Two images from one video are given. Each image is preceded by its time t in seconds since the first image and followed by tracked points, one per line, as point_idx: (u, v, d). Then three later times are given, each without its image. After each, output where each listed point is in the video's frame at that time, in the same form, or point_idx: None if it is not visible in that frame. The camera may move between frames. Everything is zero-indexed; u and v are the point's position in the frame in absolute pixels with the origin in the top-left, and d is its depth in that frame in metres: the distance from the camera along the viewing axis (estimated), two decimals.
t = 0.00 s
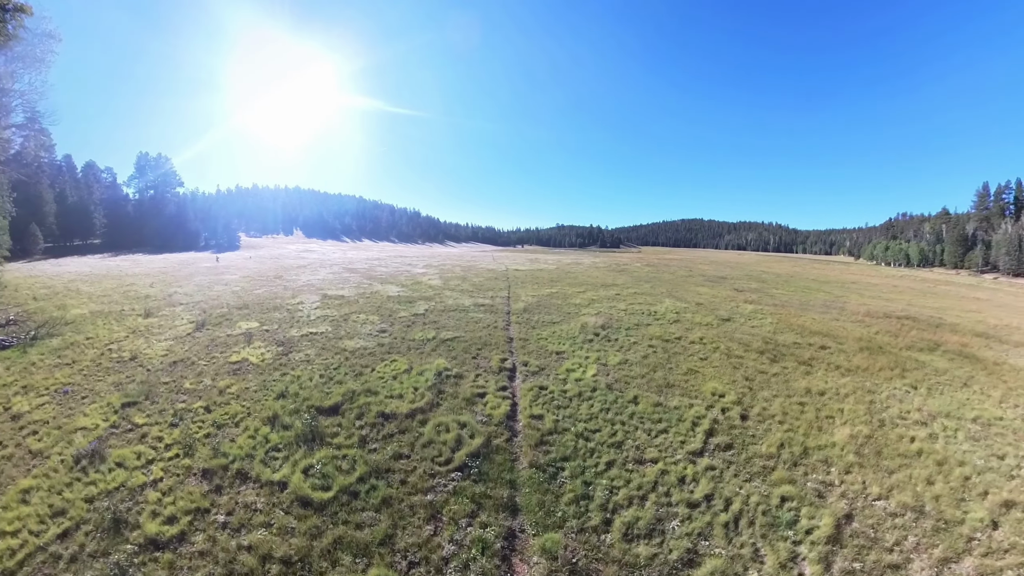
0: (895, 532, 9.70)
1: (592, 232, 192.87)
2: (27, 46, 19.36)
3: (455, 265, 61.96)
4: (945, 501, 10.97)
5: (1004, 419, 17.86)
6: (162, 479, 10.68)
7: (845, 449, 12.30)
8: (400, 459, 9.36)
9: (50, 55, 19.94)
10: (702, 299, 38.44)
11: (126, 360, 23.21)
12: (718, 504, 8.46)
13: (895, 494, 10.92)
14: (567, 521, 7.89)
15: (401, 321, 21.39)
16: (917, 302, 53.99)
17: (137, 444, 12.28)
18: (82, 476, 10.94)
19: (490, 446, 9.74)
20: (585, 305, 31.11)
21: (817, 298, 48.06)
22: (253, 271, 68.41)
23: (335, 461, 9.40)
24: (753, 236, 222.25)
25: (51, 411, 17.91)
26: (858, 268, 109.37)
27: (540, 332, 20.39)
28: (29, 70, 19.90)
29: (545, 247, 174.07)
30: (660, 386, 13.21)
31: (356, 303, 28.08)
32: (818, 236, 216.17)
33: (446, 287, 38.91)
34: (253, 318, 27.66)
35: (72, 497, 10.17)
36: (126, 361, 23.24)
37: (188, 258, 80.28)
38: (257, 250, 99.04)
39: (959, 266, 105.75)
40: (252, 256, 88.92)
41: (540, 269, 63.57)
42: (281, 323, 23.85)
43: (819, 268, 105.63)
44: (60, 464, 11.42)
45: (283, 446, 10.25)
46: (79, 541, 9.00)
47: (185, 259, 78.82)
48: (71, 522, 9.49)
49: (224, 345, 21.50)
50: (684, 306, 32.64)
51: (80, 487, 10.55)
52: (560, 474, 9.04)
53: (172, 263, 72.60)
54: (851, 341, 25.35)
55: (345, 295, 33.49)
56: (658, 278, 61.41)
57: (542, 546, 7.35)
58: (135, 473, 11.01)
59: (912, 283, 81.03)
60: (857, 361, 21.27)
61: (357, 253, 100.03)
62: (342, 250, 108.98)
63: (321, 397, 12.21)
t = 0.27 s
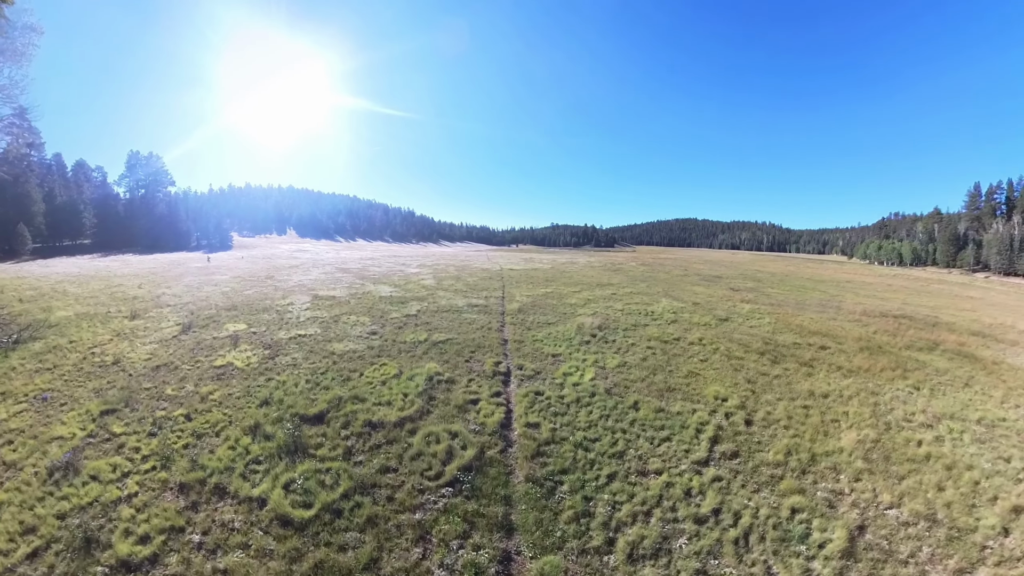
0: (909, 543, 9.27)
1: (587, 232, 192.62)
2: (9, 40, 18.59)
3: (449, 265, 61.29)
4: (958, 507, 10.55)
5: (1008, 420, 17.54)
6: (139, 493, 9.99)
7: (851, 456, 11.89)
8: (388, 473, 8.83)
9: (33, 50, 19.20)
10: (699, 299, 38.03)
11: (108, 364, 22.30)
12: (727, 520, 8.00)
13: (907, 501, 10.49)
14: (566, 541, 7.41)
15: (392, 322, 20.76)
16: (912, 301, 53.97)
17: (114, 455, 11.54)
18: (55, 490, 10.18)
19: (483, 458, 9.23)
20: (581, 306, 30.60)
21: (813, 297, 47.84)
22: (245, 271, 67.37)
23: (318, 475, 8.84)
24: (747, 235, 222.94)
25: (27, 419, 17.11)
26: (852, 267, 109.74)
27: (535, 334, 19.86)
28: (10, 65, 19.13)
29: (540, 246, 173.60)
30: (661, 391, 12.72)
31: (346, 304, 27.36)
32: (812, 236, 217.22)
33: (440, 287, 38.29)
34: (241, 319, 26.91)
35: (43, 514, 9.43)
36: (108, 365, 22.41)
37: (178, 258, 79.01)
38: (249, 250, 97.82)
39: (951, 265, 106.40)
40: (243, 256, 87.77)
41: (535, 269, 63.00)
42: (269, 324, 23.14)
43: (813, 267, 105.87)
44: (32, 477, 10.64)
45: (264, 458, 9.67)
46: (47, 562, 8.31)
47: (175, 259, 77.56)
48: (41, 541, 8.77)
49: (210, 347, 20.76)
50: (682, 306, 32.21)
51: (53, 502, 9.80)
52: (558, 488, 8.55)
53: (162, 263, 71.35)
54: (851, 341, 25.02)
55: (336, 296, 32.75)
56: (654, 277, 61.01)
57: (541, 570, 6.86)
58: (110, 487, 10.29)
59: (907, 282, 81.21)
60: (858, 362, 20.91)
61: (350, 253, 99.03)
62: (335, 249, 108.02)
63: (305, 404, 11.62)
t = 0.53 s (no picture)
0: (923, 556, 8.83)
1: (582, 231, 192.38)
2: None
3: (443, 265, 60.64)
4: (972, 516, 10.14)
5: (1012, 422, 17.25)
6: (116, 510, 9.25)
7: (856, 464, 11.51)
8: (374, 490, 8.32)
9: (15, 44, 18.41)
10: (696, 299, 37.61)
11: (90, 368, 21.33)
12: (736, 538, 7.56)
13: (918, 511, 10.07)
14: (566, 566, 6.95)
15: (384, 324, 20.15)
16: (906, 300, 54.03)
17: (91, 467, 10.75)
18: (26, 506, 9.39)
19: (476, 473, 8.74)
20: (576, 306, 30.11)
21: (809, 297, 47.66)
22: (235, 271, 66.33)
23: (302, 492, 8.33)
24: (741, 235, 223.63)
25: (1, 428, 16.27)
26: (845, 266, 110.14)
27: (531, 336, 19.32)
28: None
29: (535, 246, 173.16)
30: (662, 396, 12.26)
31: (337, 305, 26.67)
32: (805, 235, 218.32)
33: (433, 288, 37.69)
34: (229, 322, 26.16)
35: (11, 534, 8.66)
36: (89, 368, 21.57)
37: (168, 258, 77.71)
38: (241, 250, 96.65)
39: (943, 264, 107.00)
40: (235, 256, 86.65)
41: (530, 269, 62.50)
42: (257, 326, 22.43)
43: (807, 266, 106.11)
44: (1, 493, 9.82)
45: (245, 473, 9.12)
46: None
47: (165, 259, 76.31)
48: (9, 564, 8.04)
49: (194, 350, 20.01)
50: (678, 306, 31.80)
51: (24, 519, 9.03)
52: (557, 506, 8.08)
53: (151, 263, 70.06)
54: (850, 341, 24.71)
55: (327, 296, 32.02)
56: (649, 276, 60.61)
57: None
58: (85, 502, 9.54)
59: (900, 281, 81.50)
60: (859, 363, 20.58)
61: (343, 252, 98.09)
62: (328, 249, 107.04)
63: (289, 413, 11.06)
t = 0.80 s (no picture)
0: (938, 565, 8.35)
1: (577, 231, 192.05)
2: None
3: (437, 264, 60.06)
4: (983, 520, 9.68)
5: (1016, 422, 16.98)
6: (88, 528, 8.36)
7: (864, 472, 11.09)
8: (360, 507, 7.83)
9: None
10: (693, 299, 37.20)
11: (69, 372, 20.43)
12: (747, 556, 7.14)
13: (932, 519, 9.60)
14: None
15: (375, 326, 19.53)
16: (900, 299, 54.09)
17: (64, 480, 9.81)
18: None
19: (470, 489, 8.24)
20: (572, 306, 29.63)
21: (805, 296, 47.51)
22: (226, 271, 65.23)
23: (284, 509, 7.82)
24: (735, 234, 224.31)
25: None
26: (838, 265, 110.46)
27: (526, 337, 18.81)
28: None
29: (529, 245, 172.67)
30: (664, 401, 11.80)
31: (328, 306, 25.96)
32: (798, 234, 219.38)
33: (426, 288, 37.07)
34: (216, 323, 25.37)
35: None
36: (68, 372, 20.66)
37: (157, 258, 76.35)
38: (232, 250, 95.42)
39: (935, 263, 107.60)
40: (226, 256, 85.45)
41: (524, 268, 61.99)
42: (244, 327, 21.70)
43: (800, 265, 106.24)
44: None
45: (224, 486, 8.61)
46: None
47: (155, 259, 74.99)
48: None
49: (178, 353, 19.22)
50: (675, 306, 31.39)
51: None
52: (557, 524, 7.60)
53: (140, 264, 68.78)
54: (850, 341, 24.43)
55: (318, 297, 31.28)
56: (645, 276, 60.21)
57: None
58: (55, 519, 8.59)
59: (894, 280, 81.73)
60: (860, 363, 20.25)
61: (336, 252, 97.08)
62: (321, 249, 106.00)
63: (272, 422, 10.50)
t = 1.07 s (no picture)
0: None
1: (572, 230, 191.80)
2: None
3: (431, 264, 59.43)
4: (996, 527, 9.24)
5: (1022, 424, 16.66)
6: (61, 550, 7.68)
7: (872, 479, 10.69)
8: (346, 530, 7.36)
9: None
10: (690, 299, 36.77)
11: (50, 377, 19.69)
12: None
13: (946, 529, 9.13)
14: None
15: (366, 329, 18.94)
16: (896, 298, 54.07)
17: (36, 497, 9.09)
18: None
19: (465, 508, 7.77)
20: (568, 307, 29.17)
21: (801, 295, 47.34)
22: (217, 272, 64.23)
23: (267, 533, 7.35)
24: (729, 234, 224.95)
25: None
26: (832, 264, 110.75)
27: (522, 340, 18.31)
28: None
29: (524, 245, 172.15)
30: (667, 408, 11.37)
31: (319, 308, 25.31)
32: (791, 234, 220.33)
33: (420, 289, 36.49)
34: (204, 326, 24.68)
35: None
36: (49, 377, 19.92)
37: (147, 258, 75.16)
38: (224, 250, 94.24)
39: (928, 262, 108.15)
40: (217, 256, 84.35)
41: (519, 268, 61.50)
42: (233, 330, 21.06)
43: (795, 265, 106.44)
44: None
45: (202, 506, 8.13)
46: None
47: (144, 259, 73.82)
48: None
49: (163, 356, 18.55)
50: (673, 306, 31.00)
51: None
52: (560, 547, 7.14)
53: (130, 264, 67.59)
54: (850, 341, 24.12)
55: (310, 299, 30.58)
56: (641, 276, 59.83)
57: None
58: (26, 541, 7.86)
59: (887, 279, 81.95)
60: (861, 365, 19.90)
61: (329, 253, 96.12)
62: (314, 249, 105.04)
63: (255, 435, 10.03)
